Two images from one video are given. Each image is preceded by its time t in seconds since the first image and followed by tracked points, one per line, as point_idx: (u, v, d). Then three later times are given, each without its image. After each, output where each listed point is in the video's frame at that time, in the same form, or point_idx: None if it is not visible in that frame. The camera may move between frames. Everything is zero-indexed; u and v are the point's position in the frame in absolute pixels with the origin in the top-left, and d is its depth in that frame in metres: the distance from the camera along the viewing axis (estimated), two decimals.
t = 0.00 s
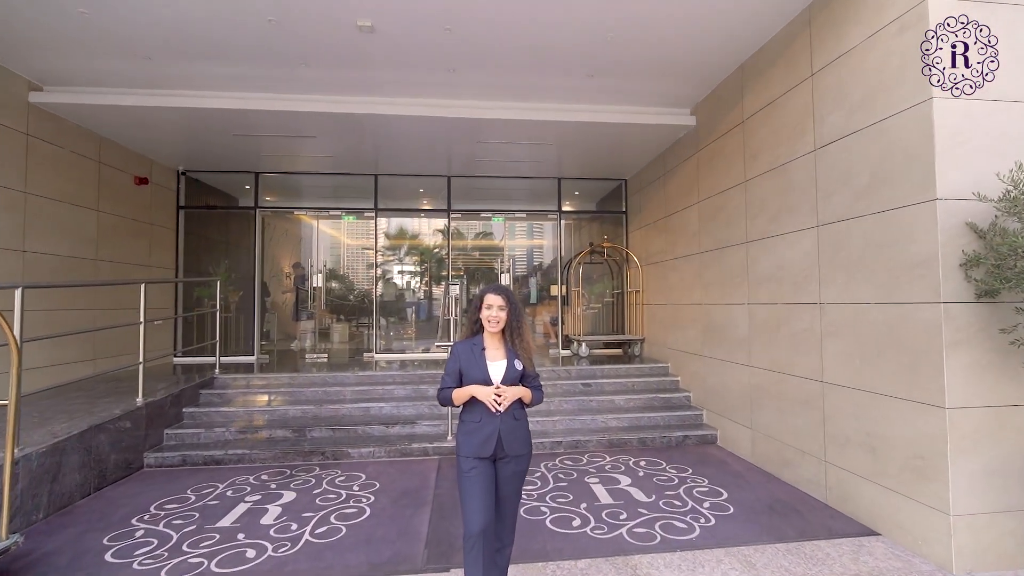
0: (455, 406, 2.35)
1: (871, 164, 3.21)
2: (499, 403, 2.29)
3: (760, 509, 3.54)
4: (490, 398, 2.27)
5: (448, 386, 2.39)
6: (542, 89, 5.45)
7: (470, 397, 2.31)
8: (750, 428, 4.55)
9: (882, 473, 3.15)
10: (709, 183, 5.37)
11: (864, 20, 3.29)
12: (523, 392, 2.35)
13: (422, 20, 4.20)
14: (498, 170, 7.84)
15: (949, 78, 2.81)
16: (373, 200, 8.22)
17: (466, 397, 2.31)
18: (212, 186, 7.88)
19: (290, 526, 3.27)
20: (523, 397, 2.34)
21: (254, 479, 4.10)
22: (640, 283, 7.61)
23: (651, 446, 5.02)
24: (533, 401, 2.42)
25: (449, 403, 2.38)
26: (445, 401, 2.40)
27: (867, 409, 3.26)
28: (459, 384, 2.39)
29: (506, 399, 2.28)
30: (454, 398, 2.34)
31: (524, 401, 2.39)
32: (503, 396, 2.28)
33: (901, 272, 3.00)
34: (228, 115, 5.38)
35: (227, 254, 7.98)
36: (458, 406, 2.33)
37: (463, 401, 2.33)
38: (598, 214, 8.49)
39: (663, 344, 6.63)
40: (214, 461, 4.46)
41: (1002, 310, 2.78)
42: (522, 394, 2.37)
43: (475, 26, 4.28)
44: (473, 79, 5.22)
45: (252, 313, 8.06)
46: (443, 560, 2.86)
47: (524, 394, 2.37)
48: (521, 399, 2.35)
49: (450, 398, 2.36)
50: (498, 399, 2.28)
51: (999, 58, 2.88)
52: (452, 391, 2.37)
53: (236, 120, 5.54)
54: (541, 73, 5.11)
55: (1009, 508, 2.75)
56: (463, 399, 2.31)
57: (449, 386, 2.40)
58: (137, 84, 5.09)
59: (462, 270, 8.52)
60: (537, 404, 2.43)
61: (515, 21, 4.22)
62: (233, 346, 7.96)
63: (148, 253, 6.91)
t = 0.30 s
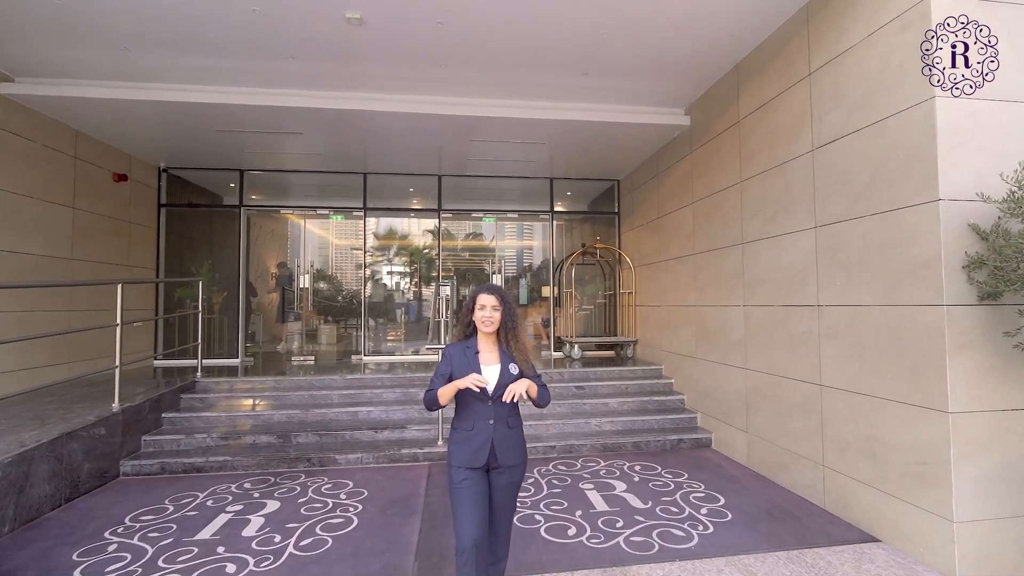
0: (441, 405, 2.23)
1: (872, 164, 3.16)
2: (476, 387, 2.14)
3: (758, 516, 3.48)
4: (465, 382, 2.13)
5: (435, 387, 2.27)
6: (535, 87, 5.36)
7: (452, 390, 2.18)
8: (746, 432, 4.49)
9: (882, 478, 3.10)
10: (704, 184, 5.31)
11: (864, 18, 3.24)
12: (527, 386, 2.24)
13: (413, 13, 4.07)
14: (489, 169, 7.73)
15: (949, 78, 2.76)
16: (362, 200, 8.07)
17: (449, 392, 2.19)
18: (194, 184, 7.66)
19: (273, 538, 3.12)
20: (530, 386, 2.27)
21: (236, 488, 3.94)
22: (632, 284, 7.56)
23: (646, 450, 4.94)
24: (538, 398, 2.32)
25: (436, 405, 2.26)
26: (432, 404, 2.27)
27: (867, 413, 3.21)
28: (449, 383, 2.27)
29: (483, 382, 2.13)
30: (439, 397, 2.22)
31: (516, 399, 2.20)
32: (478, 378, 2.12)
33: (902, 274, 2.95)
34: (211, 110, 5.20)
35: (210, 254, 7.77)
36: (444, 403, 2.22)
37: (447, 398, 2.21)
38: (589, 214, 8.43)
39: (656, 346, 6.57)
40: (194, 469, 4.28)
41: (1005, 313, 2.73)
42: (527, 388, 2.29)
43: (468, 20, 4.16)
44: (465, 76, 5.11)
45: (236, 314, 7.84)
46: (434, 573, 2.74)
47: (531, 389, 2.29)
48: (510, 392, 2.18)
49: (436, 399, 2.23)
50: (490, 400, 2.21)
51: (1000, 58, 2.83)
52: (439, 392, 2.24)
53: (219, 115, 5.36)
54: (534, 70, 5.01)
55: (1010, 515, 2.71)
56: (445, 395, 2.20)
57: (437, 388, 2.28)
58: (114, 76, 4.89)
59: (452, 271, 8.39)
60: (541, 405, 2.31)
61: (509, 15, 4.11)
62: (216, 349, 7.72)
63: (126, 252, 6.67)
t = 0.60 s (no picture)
0: (435, 415, 2.12)
1: (873, 163, 3.11)
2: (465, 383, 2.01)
3: (757, 521, 3.41)
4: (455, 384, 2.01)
5: (430, 395, 2.17)
6: (529, 84, 5.27)
7: (446, 400, 2.04)
8: (743, 434, 4.43)
9: (883, 482, 3.04)
10: (699, 183, 5.24)
11: (865, 14, 3.18)
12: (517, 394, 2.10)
13: (403, 5, 3.95)
14: (481, 168, 7.63)
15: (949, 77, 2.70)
16: (351, 198, 7.92)
17: (441, 404, 2.06)
18: (178, 181, 7.46)
19: (257, 550, 2.98)
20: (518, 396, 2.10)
21: (219, 497, 3.79)
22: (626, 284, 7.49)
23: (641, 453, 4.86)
24: (525, 410, 2.18)
25: (429, 413, 2.15)
26: (426, 413, 2.17)
27: (868, 416, 3.15)
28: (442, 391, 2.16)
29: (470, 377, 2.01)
30: (433, 407, 2.10)
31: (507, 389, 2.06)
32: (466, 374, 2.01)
33: (904, 275, 2.90)
34: (194, 105, 5.04)
35: (194, 253, 7.57)
36: (438, 413, 2.10)
37: (440, 409, 2.09)
38: (583, 214, 8.35)
39: (651, 347, 6.51)
40: (175, 476, 4.12)
41: (1008, 315, 2.68)
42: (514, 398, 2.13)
43: (460, 12, 4.04)
44: (457, 72, 5.00)
45: (221, 315, 7.67)
46: None
47: (519, 400, 2.14)
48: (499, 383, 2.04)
49: (430, 407, 2.13)
50: (483, 408, 2.11)
51: (1000, 58, 2.78)
52: (432, 400, 2.13)
53: (202, 110, 5.18)
54: (528, 67, 4.92)
55: (1015, 520, 2.66)
56: (439, 405, 2.06)
57: (431, 396, 2.18)
58: (91, 68, 4.71)
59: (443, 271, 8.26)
60: (529, 416, 2.18)
61: (502, 9, 4.00)
62: (200, 351, 7.54)
63: (104, 251, 6.46)
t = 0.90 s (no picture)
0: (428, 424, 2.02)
1: (880, 159, 3.03)
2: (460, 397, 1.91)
3: (761, 526, 3.32)
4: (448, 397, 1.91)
5: (423, 401, 2.06)
6: (524, 79, 5.15)
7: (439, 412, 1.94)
8: (743, 436, 4.35)
9: (890, 487, 2.97)
10: (698, 180, 5.15)
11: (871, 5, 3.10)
12: (512, 404, 1.98)
13: None
14: (476, 165, 7.50)
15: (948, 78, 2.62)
16: (342, 196, 7.75)
17: (433, 415, 1.96)
18: (163, 178, 7.25)
19: (241, 562, 2.84)
20: (513, 405, 1.98)
21: (203, 505, 3.64)
22: (622, 284, 7.40)
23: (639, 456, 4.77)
24: (522, 418, 2.07)
25: (422, 421, 2.04)
26: (418, 420, 2.06)
27: (874, 419, 3.07)
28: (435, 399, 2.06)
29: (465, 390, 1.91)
30: (425, 415, 2.00)
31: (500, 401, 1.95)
32: (461, 388, 1.90)
33: (912, 273, 2.82)
34: (178, 97, 4.87)
35: (180, 252, 7.38)
36: (431, 423, 2.00)
37: (433, 419, 1.99)
38: (578, 213, 8.25)
39: (648, 347, 6.42)
40: (157, 484, 3.96)
41: (1019, 316, 2.61)
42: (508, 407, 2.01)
43: (454, 2, 3.91)
44: (451, 65, 4.87)
45: (208, 316, 7.48)
46: None
47: (515, 409, 2.02)
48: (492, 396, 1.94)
49: (423, 414, 2.02)
50: (478, 416, 2.00)
51: (999, 58, 2.68)
52: (426, 407, 2.02)
53: (188, 103, 5.01)
54: (524, 61, 4.80)
55: None
56: (432, 415, 1.96)
57: (424, 402, 2.07)
58: (70, 57, 4.52)
59: (437, 271, 8.12)
60: (526, 424, 2.06)
61: None
62: (186, 352, 7.32)
63: (85, 249, 6.25)
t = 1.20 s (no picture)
0: (418, 432, 1.91)
1: (882, 157, 2.96)
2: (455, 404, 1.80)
3: (761, 534, 3.24)
4: (442, 404, 1.80)
5: (411, 410, 1.93)
6: (518, 76, 5.05)
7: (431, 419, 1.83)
8: (740, 440, 4.27)
9: (894, 493, 2.89)
10: (694, 179, 5.07)
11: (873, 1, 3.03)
12: (508, 412, 1.87)
13: None
14: (468, 164, 7.39)
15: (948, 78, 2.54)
16: (332, 195, 7.58)
17: (424, 422, 1.85)
18: (145, 175, 7.06)
19: None
20: (508, 414, 1.87)
21: (182, 515, 3.48)
22: (617, 285, 7.31)
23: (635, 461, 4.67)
24: (519, 426, 1.96)
25: (411, 430, 1.92)
26: (406, 429, 1.93)
27: (877, 423, 3.00)
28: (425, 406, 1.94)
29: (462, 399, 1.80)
30: (415, 423, 1.88)
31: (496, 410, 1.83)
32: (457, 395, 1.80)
33: (917, 275, 2.74)
34: (160, 91, 4.71)
35: (164, 251, 7.19)
36: (421, 431, 1.89)
37: (424, 426, 1.88)
38: (571, 213, 8.16)
39: (642, 349, 6.34)
40: (134, 493, 3.80)
41: None
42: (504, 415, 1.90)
43: None
44: (443, 61, 4.75)
45: (193, 317, 7.27)
46: None
47: (510, 417, 1.91)
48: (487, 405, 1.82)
49: (411, 424, 1.90)
50: (470, 425, 1.89)
51: (999, 59, 2.60)
52: (415, 415, 1.90)
53: (170, 97, 4.85)
54: (518, 57, 4.69)
55: None
56: (423, 422, 1.85)
57: (413, 410, 1.94)
58: (44, 47, 4.34)
59: (428, 272, 7.99)
60: (522, 433, 1.95)
61: None
62: (168, 355, 7.10)
63: (62, 248, 6.03)
